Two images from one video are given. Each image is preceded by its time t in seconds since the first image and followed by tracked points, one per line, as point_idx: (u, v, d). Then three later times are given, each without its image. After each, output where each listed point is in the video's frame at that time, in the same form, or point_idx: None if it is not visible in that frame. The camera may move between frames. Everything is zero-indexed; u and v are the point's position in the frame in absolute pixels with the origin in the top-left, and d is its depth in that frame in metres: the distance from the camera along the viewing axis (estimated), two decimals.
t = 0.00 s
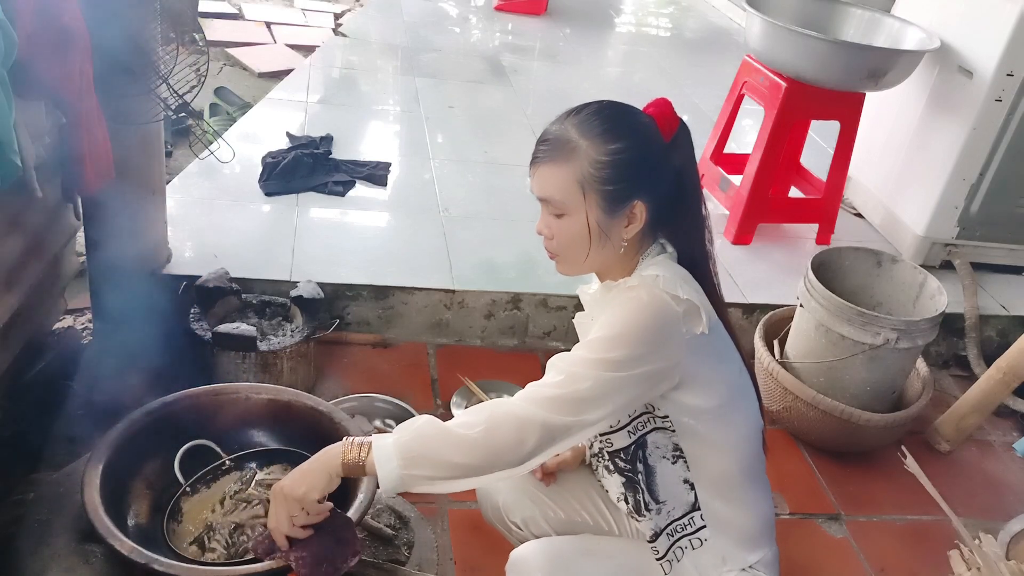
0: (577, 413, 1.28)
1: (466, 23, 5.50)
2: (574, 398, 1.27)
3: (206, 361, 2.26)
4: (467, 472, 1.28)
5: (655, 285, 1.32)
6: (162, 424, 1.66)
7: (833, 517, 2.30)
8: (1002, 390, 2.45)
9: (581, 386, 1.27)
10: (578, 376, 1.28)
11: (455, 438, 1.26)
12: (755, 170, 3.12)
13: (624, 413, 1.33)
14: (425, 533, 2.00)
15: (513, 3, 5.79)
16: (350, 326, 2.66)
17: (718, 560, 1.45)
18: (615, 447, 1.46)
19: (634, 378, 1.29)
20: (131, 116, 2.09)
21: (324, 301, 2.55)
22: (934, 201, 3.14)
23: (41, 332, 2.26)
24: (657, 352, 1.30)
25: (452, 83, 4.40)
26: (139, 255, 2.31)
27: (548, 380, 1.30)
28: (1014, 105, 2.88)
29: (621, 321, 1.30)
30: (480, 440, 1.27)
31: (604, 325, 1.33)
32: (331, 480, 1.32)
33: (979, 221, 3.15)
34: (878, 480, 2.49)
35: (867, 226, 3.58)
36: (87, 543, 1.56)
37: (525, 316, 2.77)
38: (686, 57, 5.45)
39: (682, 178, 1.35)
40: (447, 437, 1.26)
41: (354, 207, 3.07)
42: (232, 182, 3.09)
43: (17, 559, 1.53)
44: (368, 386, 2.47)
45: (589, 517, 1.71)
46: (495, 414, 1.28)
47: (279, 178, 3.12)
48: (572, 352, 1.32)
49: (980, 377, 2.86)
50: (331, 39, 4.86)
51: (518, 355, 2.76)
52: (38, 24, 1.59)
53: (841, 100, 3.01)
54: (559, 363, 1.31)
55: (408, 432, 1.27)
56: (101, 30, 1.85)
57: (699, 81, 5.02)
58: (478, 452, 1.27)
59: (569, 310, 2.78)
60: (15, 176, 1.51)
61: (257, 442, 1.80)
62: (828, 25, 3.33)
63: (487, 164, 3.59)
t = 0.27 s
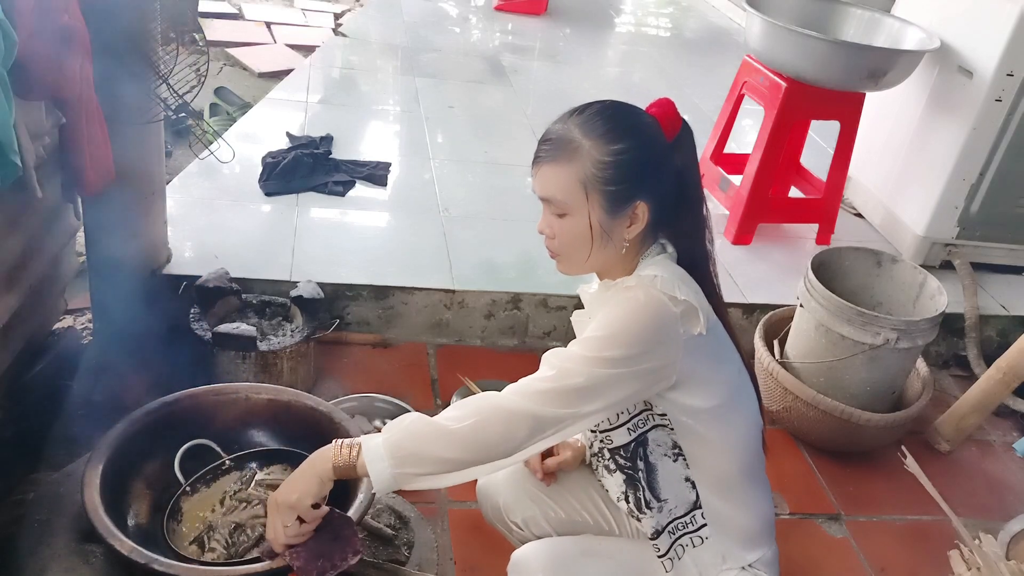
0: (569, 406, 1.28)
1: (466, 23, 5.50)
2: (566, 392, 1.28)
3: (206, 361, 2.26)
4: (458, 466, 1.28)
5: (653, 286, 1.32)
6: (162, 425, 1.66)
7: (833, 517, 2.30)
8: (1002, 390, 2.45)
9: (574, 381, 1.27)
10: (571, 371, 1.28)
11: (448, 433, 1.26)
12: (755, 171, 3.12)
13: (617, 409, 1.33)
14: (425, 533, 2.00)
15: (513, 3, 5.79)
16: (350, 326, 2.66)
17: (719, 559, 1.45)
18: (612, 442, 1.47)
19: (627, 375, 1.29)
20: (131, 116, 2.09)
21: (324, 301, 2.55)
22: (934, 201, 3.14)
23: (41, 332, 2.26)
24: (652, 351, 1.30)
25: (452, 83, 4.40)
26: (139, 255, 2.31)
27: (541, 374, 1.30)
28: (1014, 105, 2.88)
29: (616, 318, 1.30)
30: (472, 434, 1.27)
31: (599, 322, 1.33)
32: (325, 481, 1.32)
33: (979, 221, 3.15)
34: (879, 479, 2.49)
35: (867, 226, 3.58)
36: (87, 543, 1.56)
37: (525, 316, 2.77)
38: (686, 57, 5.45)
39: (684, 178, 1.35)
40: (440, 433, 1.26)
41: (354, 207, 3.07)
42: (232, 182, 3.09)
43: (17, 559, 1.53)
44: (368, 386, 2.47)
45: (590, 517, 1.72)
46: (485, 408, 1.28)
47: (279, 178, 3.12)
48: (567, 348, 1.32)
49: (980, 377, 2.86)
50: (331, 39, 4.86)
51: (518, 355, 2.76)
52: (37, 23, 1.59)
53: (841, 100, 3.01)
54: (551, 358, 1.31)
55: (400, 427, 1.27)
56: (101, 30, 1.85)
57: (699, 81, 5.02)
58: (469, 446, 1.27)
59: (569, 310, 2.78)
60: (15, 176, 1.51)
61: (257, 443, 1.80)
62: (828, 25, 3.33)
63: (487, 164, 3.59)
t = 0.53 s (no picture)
0: (581, 417, 1.28)
1: (466, 23, 5.50)
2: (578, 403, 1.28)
3: (206, 361, 2.26)
4: (475, 481, 1.28)
5: (656, 285, 1.32)
6: (162, 424, 1.66)
7: (833, 517, 2.30)
8: (1002, 390, 2.45)
9: (585, 391, 1.28)
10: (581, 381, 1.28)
11: (462, 450, 1.27)
12: (755, 170, 3.12)
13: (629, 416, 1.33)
14: (425, 533, 2.00)
15: (513, 4, 5.79)
16: (350, 326, 2.66)
17: (719, 560, 1.45)
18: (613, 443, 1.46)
19: (637, 382, 1.29)
20: (132, 116, 2.09)
21: (324, 301, 2.55)
22: (934, 202, 3.14)
23: (40, 332, 2.26)
24: (658, 353, 1.30)
25: (452, 83, 4.40)
26: (139, 255, 2.31)
27: (550, 386, 1.30)
28: (1015, 105, 2.88)
29: (620, 324, 1.30)
30: (486, 449, 1.27)
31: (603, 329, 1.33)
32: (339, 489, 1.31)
33: (979, 221, 3.15)
34: (879, 479, 2.49)
35: (867, 226, 3.58)
36: (87, 543, 1.56)
37: (525, 316, 2.77)
38: (686, 57, 5.45)
39: (686, 178, 1.35)
40: (455, 449, 1.27)
41: (354, 207, 3.07)
42: (232, 182, 3.09)
43: (17, 560, 1.53)
44: (368, 386, 2.47)
45: (591, 516, 1.71)
46: (497, 421, 1.28)
47: (279, 178, 3.12)
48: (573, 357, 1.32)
49: (980, 377, 2.86)
50: (331, 39, 4.86)
51: (518, 355, 2.76)
52: (37, 23, 1.58)
53: (841, 100, 3.01)
54: (561, 368, 1.32)
55: (415, 444, 1.28)
56: (101, 30, 1.85)
57: (699, 81, 5.02)
58: (485, 461, 1.27)
59: (569, 310, 2.78)
60: (15, 176, 1.51)
61: (257, 443, 1.80)
62: (828, 25, 3.33)
63: (487, 164, 3.59)
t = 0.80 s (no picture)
0: (582, 420, 1.29)
1: (466, 23, 5.50)
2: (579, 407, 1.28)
3: (206, 361, 2.26)
4: (478, 485, 1.29)
5: (656, 288, 1.32)
6: (162, 423, 1.65)
7: (833, 517, 2.30)
8: (1002, 390, 2.45)
9: (586, 395, 1.28)
10: (583, 385, 1.28)
11: (463, 454, 1.27)
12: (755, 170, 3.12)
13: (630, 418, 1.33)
14: (426, 533, 2.00)
15: (513, 4, 5.79)
16: (350, 326, 2.66)
17: (719, 561, 1.44)
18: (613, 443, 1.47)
19: (638, 387, 1.30)
20: (132, 116, 2.09)
21: (324, 301, 2.55)
22: (934, 202, 3.14)
23: (40, 332, 2.26)
24: (658, 358, 1.30)
25: (452, 83, 4.40)
26: (139, 255, 2.31)
27: (551, 391, 1.30)
28: (1014, 105, 2.88)
29: (621, 327, 1.30)
30: (487, 453, 1.27)
31: (603, 332, 1.33)
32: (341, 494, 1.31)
33: (979, 221, 3.15)
34: (880, 480, 2.48)
35: (867, 226, 3.58)
36: (87, 543, 1.55)
37: (525, 316, 2.77)
38: (686, 57, 5.45)
39: (688, 179, 1.35)
40: (457, 453, 1.26)
41: (354, 207, 3.07)
42: (232, 182, 3.09)
43: (17, 560, 1.53)
44: (368, 386, 2.47)
45: (591, 516, 1.71)
46: (498, 425, 1.28)
47: (279, 178, 3.12)
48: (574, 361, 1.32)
49: (980, 377, 2.86)
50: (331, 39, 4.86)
51: (518, 355, 2.76)
52: (37, 23, 1.58)
53: (841, 100, 3.01)
54: (561, 371, 1.32)
55: (416, 449, 1.28)
56: (101, 29, 1.85)
57: (699, 81, 5.02)
58: (486, 465, 1.27)
59: (569, 310, 2.78)
60: (15, 176, 1.51)
61: (257, 443, 1.79)
62: (828, 25, 3.33)
63: (487, 164, 3.59)
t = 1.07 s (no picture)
0: (577, 419, 1.29)
1: (467, 23, 5.50)
2: (574, 406, 1.28)
3: (206, 361, 2.26)
4: (471, 484, 1.28)
5: (654, 289, 1.32)
6: (162, 424, 1.66)
7: (833, 517, 2.30)
8: (1002, 391, 2.45)
9: (581, 393, 1.28)
10: (578, 384, 1.28)
11: (457, 452, 1.26)
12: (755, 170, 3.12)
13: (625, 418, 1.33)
14: (425, 533, 2.00)
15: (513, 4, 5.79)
16: (350, 326, 2.66)
17: (718, 562, 1.44)
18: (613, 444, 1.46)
19: (633, 386, 1.30)
20: (132, 116, 2.09)
21: (324, 301, 2.55)
22: (934, 201, 3.14)
23: (40, 332, 2.26)
24: (655, 358, 1.30)
25: (452, 83, 4.40)
26: (139, 255, 2.31)
27: (546, 390, 1.30)
28: (1015, 105, 2.88)
29: (618, 327, 1.30)
30: (481, 451, 1.27)
31: (599, 333, 1.33)
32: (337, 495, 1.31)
33: (979, 221, 3.15)
34: (879, 480, 2.48)
35: (867, 226, 3.58)
36: (87, 543, 1.55)
37: (525, 316, 2.77)
38: (687, 57, 5.45)
39: (689, 180, 1.35)
40: (451, 452, 1.26)
41: (354, 207, 3.07)
42: (232, 182, 3.09)
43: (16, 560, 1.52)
44: (368, 386, 2.47)
45: (590, 516, 1.71)
46: (492, 423, 1.28)
47: (279, 178, 3.12)
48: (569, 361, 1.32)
49: (980, 377, 2.86)
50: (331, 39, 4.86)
51: (518, 355, 2.76)
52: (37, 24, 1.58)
53: (841, 100, 3.01)
54: (557, 371, 1.31)
55: (409, 448, 1.28)
56: (101, 29, 1.85)
57: (699, 80, 5.02)
58: (480, 464, 1.27)
59: (569, 310, 2.78)
60: (14, 176, 1.51)
61: (257, 443, 1.79)
62: (828, 25, 3.33)
63: (487, 164, 3.59)
